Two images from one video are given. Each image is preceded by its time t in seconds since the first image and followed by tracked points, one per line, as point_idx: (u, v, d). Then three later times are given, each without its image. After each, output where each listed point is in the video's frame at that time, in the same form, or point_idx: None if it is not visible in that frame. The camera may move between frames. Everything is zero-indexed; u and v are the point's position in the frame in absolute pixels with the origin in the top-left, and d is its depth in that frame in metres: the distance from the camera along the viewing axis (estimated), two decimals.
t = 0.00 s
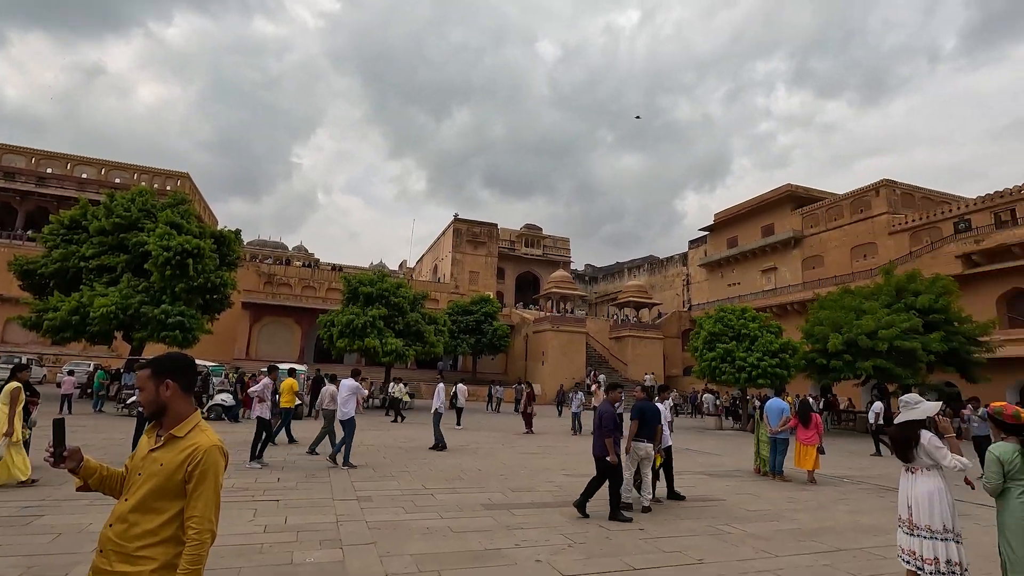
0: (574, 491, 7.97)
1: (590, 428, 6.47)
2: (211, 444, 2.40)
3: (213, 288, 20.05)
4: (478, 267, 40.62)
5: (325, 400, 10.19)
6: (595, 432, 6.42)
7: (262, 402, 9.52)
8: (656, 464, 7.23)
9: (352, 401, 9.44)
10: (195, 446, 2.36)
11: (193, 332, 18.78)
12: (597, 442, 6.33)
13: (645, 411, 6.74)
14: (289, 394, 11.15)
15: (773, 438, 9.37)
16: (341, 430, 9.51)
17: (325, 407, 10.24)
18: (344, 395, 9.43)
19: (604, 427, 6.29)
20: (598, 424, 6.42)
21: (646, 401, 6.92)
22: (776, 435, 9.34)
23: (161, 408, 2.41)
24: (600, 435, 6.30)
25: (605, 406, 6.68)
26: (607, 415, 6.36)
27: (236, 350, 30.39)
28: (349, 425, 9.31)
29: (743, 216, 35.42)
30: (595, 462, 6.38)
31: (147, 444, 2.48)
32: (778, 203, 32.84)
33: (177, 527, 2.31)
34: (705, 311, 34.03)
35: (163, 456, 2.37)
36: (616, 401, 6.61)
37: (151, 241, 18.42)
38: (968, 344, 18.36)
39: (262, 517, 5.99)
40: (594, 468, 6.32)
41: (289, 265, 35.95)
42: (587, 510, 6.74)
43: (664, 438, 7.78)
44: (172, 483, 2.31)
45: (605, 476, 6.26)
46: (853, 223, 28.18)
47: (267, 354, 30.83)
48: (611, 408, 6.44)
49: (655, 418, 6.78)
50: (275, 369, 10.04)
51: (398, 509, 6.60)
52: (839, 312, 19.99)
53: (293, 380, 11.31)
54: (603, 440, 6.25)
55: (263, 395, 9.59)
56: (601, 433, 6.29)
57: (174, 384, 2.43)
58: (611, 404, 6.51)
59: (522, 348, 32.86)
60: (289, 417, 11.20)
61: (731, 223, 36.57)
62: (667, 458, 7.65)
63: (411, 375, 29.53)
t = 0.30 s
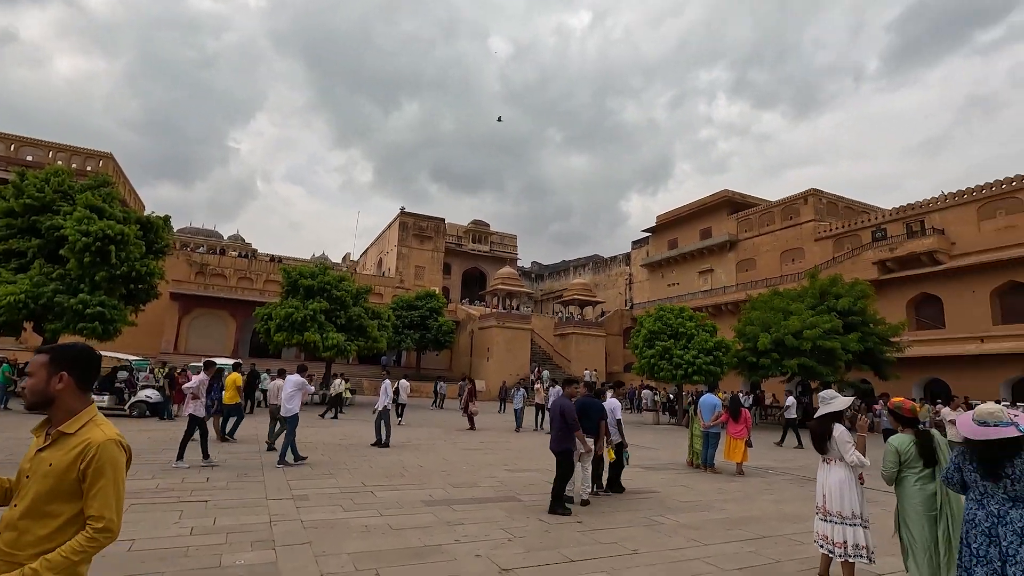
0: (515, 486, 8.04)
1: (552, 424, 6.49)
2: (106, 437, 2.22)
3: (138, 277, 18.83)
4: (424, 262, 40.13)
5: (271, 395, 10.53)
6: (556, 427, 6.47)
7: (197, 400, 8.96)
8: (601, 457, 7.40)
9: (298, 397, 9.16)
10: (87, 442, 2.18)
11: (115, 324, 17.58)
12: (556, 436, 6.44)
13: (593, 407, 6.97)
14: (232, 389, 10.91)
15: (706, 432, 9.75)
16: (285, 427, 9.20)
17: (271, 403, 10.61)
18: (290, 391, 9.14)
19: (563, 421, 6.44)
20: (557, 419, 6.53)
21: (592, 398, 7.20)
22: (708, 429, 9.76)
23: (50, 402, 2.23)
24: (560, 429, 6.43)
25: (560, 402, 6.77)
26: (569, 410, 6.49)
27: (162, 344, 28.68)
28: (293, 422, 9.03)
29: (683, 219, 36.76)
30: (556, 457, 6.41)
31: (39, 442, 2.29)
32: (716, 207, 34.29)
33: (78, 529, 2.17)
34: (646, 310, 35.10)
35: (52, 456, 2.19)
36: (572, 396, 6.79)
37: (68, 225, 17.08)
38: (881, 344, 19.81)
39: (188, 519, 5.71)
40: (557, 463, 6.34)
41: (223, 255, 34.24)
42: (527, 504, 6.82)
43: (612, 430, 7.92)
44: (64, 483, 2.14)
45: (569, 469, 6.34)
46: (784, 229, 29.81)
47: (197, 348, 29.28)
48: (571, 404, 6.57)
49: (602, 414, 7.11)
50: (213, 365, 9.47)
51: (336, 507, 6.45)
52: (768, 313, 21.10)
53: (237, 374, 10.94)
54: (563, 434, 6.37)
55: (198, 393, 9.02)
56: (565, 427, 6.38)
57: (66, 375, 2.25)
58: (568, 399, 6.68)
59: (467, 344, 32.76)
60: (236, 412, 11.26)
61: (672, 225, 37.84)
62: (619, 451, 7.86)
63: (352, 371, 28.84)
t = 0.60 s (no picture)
0: (450, 482, 8.01)
1: (502, 420, 6.56)
2: None
3: (41, 263, 17.25)
4: (361, 255, 39.10)
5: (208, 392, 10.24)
6: (506, 423, 6.54)
7: (121, 396, 8.30)
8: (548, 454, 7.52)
9: (234, 394, 8.73)
10: None
11: (13, 313, 16.03)
12: (507, 432, 6.52)
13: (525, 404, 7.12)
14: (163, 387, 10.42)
15: (637, 426, 10.10)
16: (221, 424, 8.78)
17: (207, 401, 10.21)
18: (226, 387, 8.72)
19: (516, 418, 6.54)
20: (509, 416, 6.62)
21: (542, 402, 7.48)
22: (640, 423, 10.10)
23: None
24: (512, 425, 6.52)
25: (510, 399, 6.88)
26: (521, 407, 6.63)
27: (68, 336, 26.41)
28: (227, 420, 8.59)
29: (621, 221, 37.82)
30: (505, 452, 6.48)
31: None
32: (652, 210, 35.49)
33: None
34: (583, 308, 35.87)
35: None
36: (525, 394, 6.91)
37: None
38: (798, 344, 21.21)
39: (95, 524, 5.31)
40: (507, 458, 6.40)
41: (141, 241, 31.95)
42: (461, 501, 6.80)
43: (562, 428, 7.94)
44: None
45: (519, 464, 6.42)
46: (713, 233, 31.29)
47: (109, 341, 27.18)
48: (522, 402, 6.70)
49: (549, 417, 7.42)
50: (140, 361, 8.84)
51: (262, 507, 6.20)
52: (697, 313, 22.11)
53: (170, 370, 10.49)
54: (515, 430, 6.47)
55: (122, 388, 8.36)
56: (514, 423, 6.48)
57: None
58: (521, 396, 6.79)
59: (405, 339, 32.25)
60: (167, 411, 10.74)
61: (610, 225, 38.83)
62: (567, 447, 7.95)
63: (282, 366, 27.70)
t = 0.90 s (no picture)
0: (386, 479, 7.89)
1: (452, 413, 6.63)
2: None
3: None
4: (297, 246, 37.64)
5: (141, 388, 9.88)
6: (455, 417, 6.61)
7: (34, 392, 7.60)
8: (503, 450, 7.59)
9: (163, 389, 8.24)
10: None
11: None
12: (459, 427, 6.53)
13: (447, 396, 7.19)
14: (94, 380, 9.62)
15: (574, 421, 10.31)
16: (145, 418, 8.32)
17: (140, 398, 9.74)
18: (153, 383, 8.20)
19: (464, 411, 6.53)
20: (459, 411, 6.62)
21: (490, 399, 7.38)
22: (577, 418, 10.31)
23: None
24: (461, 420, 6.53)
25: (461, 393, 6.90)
26: (469, 400, 6.61)
27: None
28: (160, 417, 8.18)
29: (563, 220, 38.42)
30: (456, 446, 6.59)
31: None
32: (593, 210, 36.27)
33: None
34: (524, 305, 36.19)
35: None
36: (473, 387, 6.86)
37: None
38: (726, 342, 22.30)
39: None
40: (458, 452, 6.52)
41: (49, 224, 29.34)
42: (396, 497, 6.72)
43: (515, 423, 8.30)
44: None
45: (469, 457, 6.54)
46: (650, 235, 32.35)
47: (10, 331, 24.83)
48: (471, 395, 6.69)
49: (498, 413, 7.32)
50: (53, 353, 8.10)
51: (182, 509, 5.87)
52: (633, 311, 22.80)
53: (100, 364, 9.79)
54: (464, 424, 6.49)
55: (35, 384, 7.63)
56: (463, 417, 6.51)
57: None
58: (470, 390, 6.78)
59: (342, 334, 31.37)
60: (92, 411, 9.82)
61: (552, 224, 39.37)
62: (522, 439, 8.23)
63: (209, 360, 26.28)
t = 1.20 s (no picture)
0: (322, 477, 7.69)
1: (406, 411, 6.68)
2: None
3: None
4: (230, 234, 35.86)
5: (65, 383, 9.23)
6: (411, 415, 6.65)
7: None
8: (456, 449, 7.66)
9: (93, 386, 7.67)
10: None
11: None
12: (412, 424, 6.61)
13: (392, 393, 7.01)
14: (18, 377, 8.76)
15: (515, 417, 10.43)
16: (71, 417, 7.72)
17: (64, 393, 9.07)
18: (82, 379, 7.62)
19: (420, 410, 6.59)
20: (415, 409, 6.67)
21: (450, 396, 7.31)
22: (517, 414, 10.48)
23: None
24: (416, 418, 6.58)
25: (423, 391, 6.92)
26: (427, 399, 6.63)
27: None
28: (92, 416, 7.64)
29: (508, 217, 38.56)
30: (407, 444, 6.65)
31: None
32: (538, 208, 36.61)
33: None
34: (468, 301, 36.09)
35: None
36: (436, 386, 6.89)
37: None
38: (662, 339, 23.10)
39: None
40: (408, 449, 6.57)
41: None
42: (332, 495, 6.55)
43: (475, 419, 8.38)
44: None
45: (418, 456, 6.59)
46: (593, 234, 33.00)
47: None
48: (430, 395, 6.70)
49: (455, 414, 7.30)
50: None
51: (97, 512, 5.49)
52: (576, 308, 23.20)
53: (25, 360, 8.92)
54: (418, 423, 6.54)
55: None
56: (418, 416, 6.56)
57: None
58: (430, 389, 6.82)
59: (277, 327, 30.19)
60: (13, 411, 8.91)
61: (498, 220, 39.43)
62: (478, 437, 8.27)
63: (130, 354, 24.63)
